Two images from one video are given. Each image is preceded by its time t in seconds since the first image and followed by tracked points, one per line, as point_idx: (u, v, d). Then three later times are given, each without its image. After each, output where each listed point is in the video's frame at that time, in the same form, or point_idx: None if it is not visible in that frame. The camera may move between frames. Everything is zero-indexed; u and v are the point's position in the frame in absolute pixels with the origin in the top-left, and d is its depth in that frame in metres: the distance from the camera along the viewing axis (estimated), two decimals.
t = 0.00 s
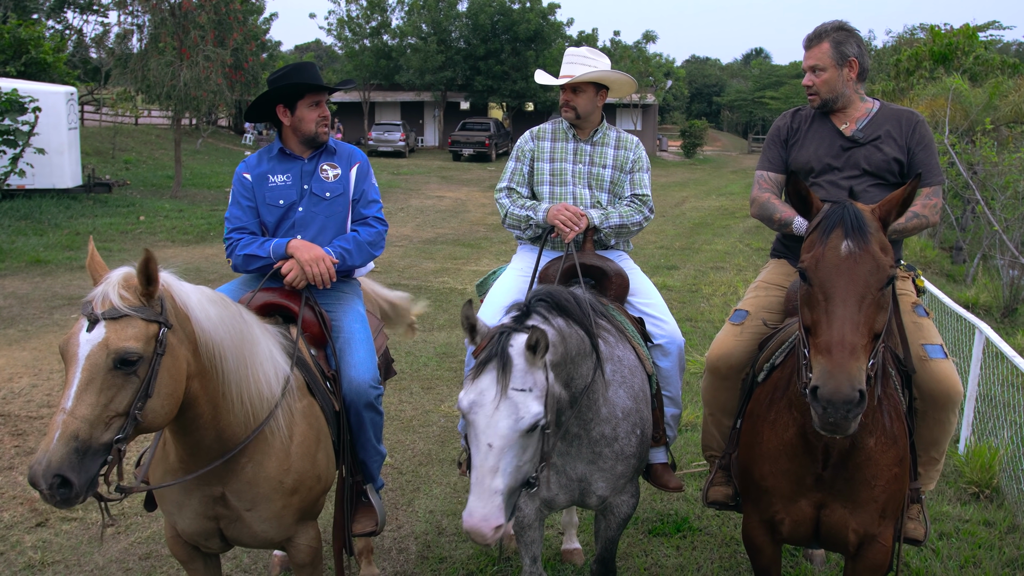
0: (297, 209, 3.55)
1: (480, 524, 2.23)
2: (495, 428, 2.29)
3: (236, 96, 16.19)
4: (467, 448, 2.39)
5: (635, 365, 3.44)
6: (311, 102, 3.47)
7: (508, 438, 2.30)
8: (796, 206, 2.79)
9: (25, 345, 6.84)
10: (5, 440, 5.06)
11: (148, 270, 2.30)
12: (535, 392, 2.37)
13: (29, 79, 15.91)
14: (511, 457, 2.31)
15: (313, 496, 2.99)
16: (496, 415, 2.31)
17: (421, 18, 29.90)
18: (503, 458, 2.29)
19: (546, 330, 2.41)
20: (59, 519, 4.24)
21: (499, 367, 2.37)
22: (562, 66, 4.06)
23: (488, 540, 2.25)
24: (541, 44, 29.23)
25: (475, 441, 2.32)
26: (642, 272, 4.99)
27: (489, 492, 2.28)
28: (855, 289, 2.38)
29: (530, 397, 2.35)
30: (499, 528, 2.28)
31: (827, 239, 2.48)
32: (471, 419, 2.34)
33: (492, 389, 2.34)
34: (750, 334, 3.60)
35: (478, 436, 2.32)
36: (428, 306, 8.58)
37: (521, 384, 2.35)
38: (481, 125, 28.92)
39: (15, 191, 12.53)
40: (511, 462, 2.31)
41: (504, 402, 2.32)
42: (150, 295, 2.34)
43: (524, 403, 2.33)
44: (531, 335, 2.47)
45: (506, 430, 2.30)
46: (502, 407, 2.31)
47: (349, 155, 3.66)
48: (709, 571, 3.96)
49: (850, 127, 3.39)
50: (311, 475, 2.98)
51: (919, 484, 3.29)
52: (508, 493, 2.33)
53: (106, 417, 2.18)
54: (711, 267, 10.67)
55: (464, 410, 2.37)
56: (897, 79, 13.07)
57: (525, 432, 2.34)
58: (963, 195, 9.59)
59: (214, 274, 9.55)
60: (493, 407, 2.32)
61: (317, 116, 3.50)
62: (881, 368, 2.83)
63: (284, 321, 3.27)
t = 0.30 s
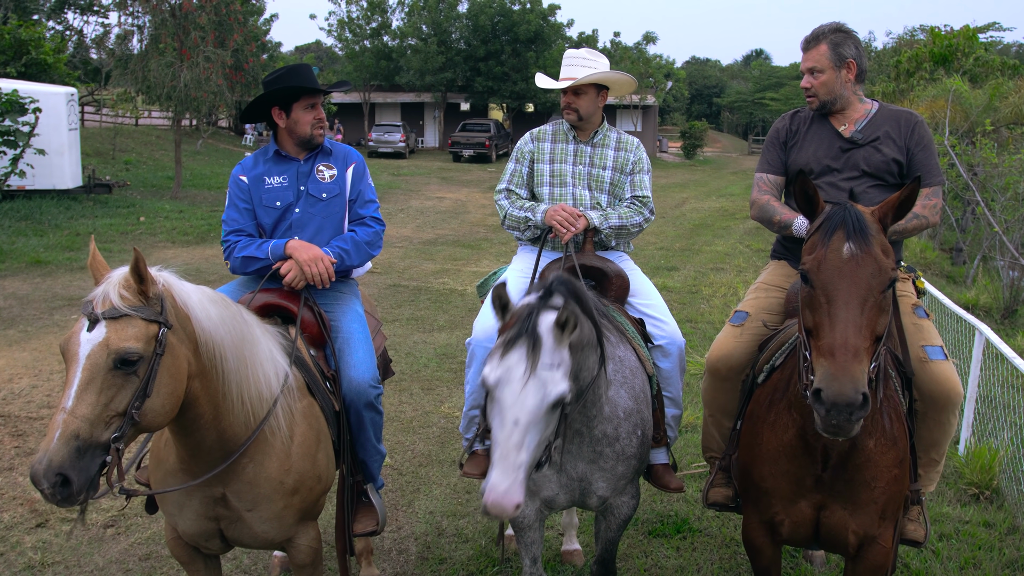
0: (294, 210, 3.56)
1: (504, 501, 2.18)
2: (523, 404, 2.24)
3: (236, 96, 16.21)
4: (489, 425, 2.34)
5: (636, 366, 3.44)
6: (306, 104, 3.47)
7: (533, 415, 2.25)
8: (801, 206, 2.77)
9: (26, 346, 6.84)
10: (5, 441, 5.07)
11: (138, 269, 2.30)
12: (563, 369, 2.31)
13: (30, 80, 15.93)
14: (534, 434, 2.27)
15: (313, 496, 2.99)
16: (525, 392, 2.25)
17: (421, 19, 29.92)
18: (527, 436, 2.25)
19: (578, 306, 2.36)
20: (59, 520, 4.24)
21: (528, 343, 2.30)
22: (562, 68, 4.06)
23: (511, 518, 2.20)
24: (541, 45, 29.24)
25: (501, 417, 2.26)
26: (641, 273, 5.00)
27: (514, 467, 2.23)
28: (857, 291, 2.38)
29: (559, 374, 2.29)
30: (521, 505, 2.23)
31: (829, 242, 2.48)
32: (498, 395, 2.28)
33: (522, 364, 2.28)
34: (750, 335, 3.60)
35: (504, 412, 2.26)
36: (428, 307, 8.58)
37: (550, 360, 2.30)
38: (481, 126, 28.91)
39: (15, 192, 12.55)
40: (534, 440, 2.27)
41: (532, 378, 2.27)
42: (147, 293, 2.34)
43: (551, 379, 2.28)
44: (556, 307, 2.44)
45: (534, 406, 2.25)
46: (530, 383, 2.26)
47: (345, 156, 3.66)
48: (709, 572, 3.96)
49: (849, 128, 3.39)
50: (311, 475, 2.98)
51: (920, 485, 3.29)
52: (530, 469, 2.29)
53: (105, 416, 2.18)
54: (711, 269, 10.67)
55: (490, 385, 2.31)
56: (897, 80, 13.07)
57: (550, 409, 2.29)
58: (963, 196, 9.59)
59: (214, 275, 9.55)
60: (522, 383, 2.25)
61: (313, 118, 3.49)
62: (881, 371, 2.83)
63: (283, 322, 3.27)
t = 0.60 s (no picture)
0: (293, 211, 3.56)
1: (559, 434, 2.20)
2: (567, 335, 2.30)
3: (236, 97, 16.23)
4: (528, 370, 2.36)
5: (635, 368, 3.44)
6: (305, 105, 3.47)
7: (577, 346, 2.31)
8: (804, 207, 2.77)
9: (26, 346, 6.85)
10: (5, 441, 5.07)
11: (139, 270, 2.31)
12: (597, 304, 2.42)
13: (30, 80, 15.94)
14: (580, 367, 2.32)
15: (312, 497, 2.99)
16: (567, 322, 2.32)
17: (421, 19, 29.93)
18: (574, 367, 2.29)
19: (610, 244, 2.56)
20: (59, 520, 4.24)
21: (562, 279, 2.41)
22: (561, 69, 4.06)
23: (562, 453, 2.20)
24: (541, 46, 29.22)
25: (544, 351, 2.30)
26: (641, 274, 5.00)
27: (563, 403, 2.25)
28: (860, 293, 2.38)
29: (595, 307, 2.39)
30: (570, 443, 2.24)
31: (832, 243, 2.48)
32: (538, 330, 2.33)
33: (561, 298, 2.36)
34: (750, 336, 3.61)
35: (547, 346, 2.31)
36: (428, 307, 8.57)
37: (586, 294, 2.40)
38: (481, 127, 28.91)
39: (16, 192, 12.56)
40: (580, 373, 2.31)
41: (573, 309, 2.35)
42: (147, 293, 2.34)
43: (591, 310, 2.38)
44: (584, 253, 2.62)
45: (578, 337, 2.32)
46: (572, 313, 2.34)
47: (345, 156, 3.66)
48: (709, 573, 3.96)
49: (846, 129, 3.39)
50: (311, 476, 2.98)
51: (920, 486, 3.29)
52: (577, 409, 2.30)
53: (103, 416, 2.18)
54: (711, 270, 10.67)
55: (528, 323, 2.36)
56: (897, 81, 13.06)
57: (591, 342, 2.36)
58: (964, 197, 9.58)
59: (214, 276, 9.56)
60: (563, 315, 2.33)
61: (312, 119, 3.49)
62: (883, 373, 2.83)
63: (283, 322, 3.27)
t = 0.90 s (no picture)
0: (294, 212, 3.56)
1: (605, 416, 2.32)
2: (607, 317, 2.43)
3: (237, 97, 16.24)
4: (570, 356, 2.47)
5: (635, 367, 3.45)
6: (307, 106, 3.46)
7: (616, 328, 2.44)
8: (804, 208, 2.77)
9: (27, 347, 6.85)
10: (6, 441, 5.07)
11: (136, 271, 2.30)
12: (631, 287, 2.55)
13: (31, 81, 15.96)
14: (619, 350, 2.44)
15: (312, 498, 2.98)
16: (606, 304, 2.45)
17: (422, 20, 29.95)
18: (614, 349, 2.41)
19: (646, 228, 2.79)
20: (60, 521, 4.24)
21: (598, 264, 2.56)
22: (561, 69, 4.05)
23: (608, 432, 2.33)
24: (542, 46, 29.21)
25: (584, 333, 2.42)
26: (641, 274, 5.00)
27: (606, 383, 2.37)
28: (860, 295, 2.38)
29: (630, 290, 2.53)
30: (616, 423, 2.36)
31: (832, 245, 2.48)
32: (578, 314, 2.46)
33: (598, 281, 2.50)
34: (750, 337, 3.61)
35: (587, 329, 2.43)
36: (429, 308, 8.57)
37: (621, 278, 2.54)
38: (482, 127, 28.91)
39: (17, 192, 12.56)
40: (619, 354, 2.43)
41: (610, 293, 2.48)
42: (145, 294, 2.34)
43: (627, 292, 2.51)
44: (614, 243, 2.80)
45: (616, 319, 2.44)
46: (610, 296, 2.47)
47: (346, 157, 3.66)
48: (709, 573, 3.96)
49: (844, 129, 3.39)
50: (311, 477, 2.98)
51: (921, 486, 3.28)
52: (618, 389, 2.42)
53: (97, 416, 2.18)
54: (712, 270, 10.67)
55: (566, 307, 2.49)
56: (898, 81, 13.06)
57: (628, 324, 2.49)
58: (965, 197, 9.58)
59: (215, 277, 9.56)
60: (601, 297, 2.46)
61: (314, 120, 3.48)
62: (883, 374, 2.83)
63: (284, 324, 3.27)
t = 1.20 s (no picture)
0: (294, 211, 3.56)
1: (627, 414, 2.33)
2: (624, 316, 2.46)
3: (236, 98, 16.24)
4: (588, 355, 2.50)
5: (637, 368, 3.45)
6: (305, 108, 3.46)
7: (633, 326, 2.46)
8: (800, 207, 2.77)
9: (26, 348, 6.85)
10: (6, 443, 5.07)
11: (132, 271, 2.30)
12: (646, 286, 2.59)
13: (30, 82, 15.96)
14: (636, 348, 2.46)
15: (312, 499, 2.98)
16: (622, 302, 2.48)
17: (421, 20, 29.95)
18: (631, 347, 2.43)
19: (656, 225, 2.82)
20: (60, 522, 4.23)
21: (611, 262, 2.59)
22: (560, 67, 4.05)
23: (631, 429, 2.32)
24: (541, 46, 29.21)
25: (602, 332, 2.45)
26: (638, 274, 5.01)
27: (626, 380, 2.38)
28: (858, 295, 2.38)
29: (644, 289, 2.57)
30: (637, 420, 2.36)
31: (829, 244, 2.48)
32: (594, 313, 2.50)
33: (613, 279, 2.54)
34: (748, 337, 3.61)
35: (605, 328, 2.45)
36: (428, 308, 8.58)
37: (635, 277, 2.58)
38: (481, 127, 28.89)
39: (16, 194, 12.55)
40: (636, 353, 2.46)
41: (626, 291, 2.51)
42: (140, 295, 2.34)
43: (642, 291, 2.55)
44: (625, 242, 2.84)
45: (632, 317, 2.47)
46: (626, 294, 2.50)
47: (346, 156, 3.67)
48: (709, 572, 3.96)
49: (839, 126, 3.40)
50: (312, 477, 2.98)
51: (921, 484, 3.28)
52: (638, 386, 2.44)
53: (86, 413, 2.18)
54: (711, 270, 10.67)
55: (582, 307, 2.53)
56: (897, 81, 13.07)
57: (644, 323, 2.52)
58: (964, 196, 9.57)
59: (214, 277, 9.56)
60: (618, 296, 2.49)
61: (311, 122, 3.49)
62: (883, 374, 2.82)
63: (285, 325, 3.26)
